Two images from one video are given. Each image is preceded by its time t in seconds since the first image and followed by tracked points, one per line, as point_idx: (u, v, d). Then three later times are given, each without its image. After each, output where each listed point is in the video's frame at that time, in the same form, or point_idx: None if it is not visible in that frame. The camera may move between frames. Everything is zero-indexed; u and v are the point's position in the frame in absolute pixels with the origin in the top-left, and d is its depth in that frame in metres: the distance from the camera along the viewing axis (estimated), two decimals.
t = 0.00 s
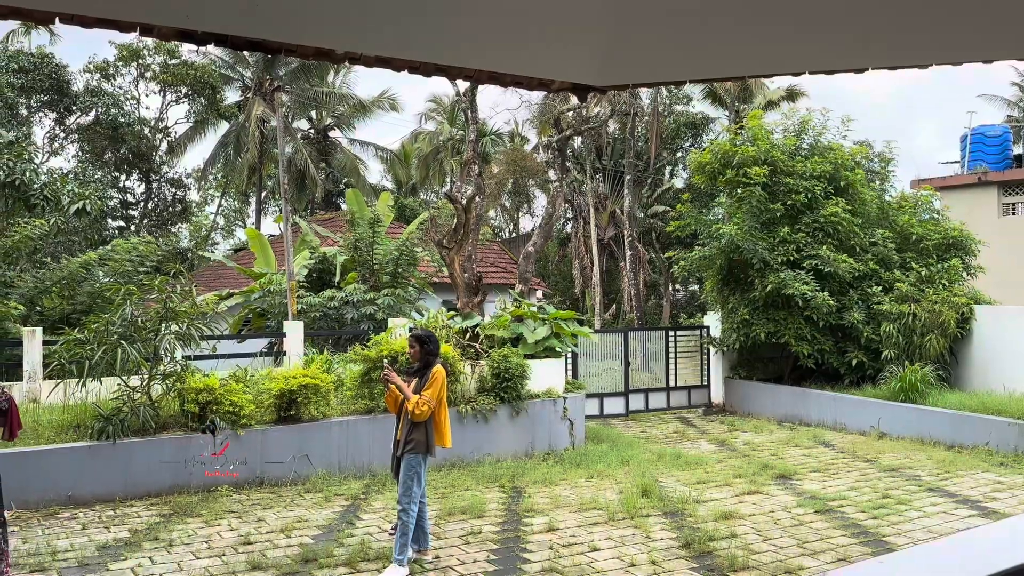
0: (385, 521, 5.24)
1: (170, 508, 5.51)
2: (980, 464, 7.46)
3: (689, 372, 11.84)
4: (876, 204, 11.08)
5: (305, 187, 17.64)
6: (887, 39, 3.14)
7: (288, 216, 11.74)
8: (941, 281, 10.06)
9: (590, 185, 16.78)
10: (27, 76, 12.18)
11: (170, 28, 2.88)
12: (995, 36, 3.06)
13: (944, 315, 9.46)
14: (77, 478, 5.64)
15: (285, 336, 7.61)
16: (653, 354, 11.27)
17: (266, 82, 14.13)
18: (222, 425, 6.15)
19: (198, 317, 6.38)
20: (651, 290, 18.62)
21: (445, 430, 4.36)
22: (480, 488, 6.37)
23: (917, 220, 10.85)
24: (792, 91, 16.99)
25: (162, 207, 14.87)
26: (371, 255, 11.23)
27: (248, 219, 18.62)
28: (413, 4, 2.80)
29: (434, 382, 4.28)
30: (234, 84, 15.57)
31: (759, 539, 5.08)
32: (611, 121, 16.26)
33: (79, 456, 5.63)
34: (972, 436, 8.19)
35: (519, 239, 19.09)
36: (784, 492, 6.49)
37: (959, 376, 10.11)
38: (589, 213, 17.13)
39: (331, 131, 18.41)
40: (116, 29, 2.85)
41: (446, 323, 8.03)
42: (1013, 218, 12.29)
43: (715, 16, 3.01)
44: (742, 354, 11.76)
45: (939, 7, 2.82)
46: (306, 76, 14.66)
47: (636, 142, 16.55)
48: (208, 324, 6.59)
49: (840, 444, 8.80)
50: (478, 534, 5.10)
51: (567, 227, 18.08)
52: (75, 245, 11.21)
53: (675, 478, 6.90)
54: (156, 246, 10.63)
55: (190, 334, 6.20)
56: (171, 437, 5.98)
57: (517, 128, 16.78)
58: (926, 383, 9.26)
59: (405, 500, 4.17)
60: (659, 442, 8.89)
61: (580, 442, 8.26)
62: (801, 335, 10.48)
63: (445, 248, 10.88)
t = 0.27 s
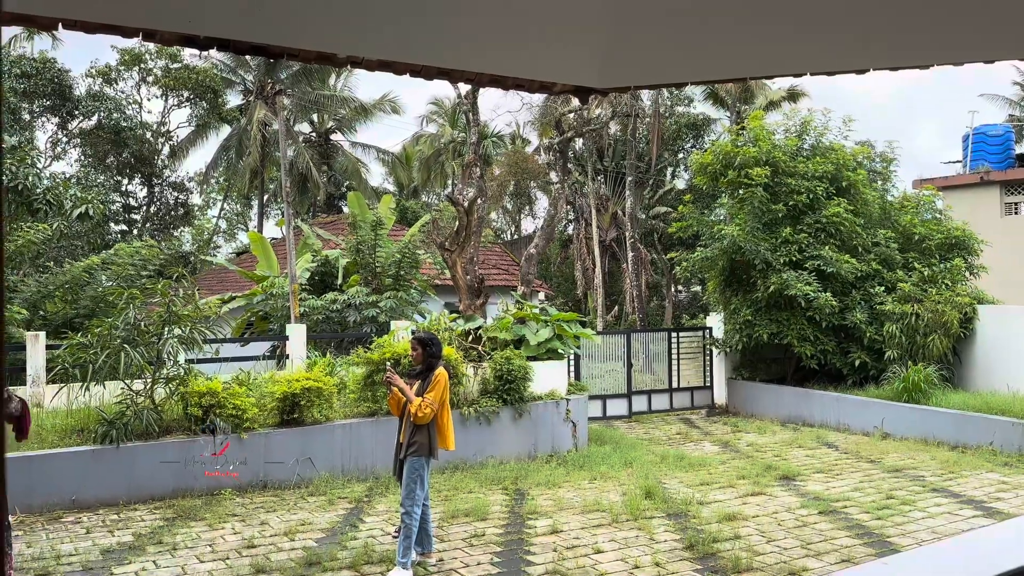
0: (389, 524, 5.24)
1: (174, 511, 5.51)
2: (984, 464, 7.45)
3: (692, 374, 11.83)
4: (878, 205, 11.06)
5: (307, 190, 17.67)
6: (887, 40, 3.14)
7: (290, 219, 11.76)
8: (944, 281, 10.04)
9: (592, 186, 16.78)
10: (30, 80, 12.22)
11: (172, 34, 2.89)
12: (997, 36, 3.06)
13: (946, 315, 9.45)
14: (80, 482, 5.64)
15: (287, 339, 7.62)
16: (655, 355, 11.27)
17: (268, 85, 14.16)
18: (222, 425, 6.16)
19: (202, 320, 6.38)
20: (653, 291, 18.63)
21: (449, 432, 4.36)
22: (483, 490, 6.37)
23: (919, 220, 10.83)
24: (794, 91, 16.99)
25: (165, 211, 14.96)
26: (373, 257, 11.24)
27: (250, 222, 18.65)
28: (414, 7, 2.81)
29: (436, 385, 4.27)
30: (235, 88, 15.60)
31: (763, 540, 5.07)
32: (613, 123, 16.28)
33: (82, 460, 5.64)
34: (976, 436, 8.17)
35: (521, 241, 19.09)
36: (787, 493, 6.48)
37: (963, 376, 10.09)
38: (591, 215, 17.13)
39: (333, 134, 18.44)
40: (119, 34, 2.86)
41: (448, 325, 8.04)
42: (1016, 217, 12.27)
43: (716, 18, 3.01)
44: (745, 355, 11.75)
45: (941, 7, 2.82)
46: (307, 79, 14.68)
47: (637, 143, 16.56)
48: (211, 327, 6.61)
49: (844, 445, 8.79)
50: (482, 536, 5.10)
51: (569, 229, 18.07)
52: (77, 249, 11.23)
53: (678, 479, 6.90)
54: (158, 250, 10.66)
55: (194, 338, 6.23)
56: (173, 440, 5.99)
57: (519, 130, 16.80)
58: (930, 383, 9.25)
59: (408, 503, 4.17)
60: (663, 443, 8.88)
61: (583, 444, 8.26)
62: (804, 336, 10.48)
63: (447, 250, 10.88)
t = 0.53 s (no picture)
0: (391, 528, 5.24)
1: (176, 516, 5.52)
2: (987, 465, 7.43)
3: (693, 375, 11.82)
4: (880, 204, 11.06)
5: (308, 194, 17.68)
6: (886, 40, 3.14)
7: (292, 223, 11.78)
8: (945, 280, 10.02)
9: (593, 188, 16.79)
10: (31, 86, 12.21)
11: (170, 38, 2.89)
12: (995, 36, 3.06)
13: (948, 314, 9.44)
14: (81, 487, 5.64)
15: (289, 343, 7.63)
16: (657, 356, 11.26)
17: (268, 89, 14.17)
18: (221, 425, 6.18)
19: (202, 324, 6.41)
20: (655, 293, 18.63)
21: (449, 435, 4.36)
22: (485, 494, 6.36)
23: (920, 220, 10.82)
24: (794, 92, 17.00)
25: (167, 215, 14.89)
26: (374, 260, 11.24)
27: (251, 226, 18.67)
28: (412, 9, 2.80)
29: (437, 389, 4.26)
30: (235, 92, 15.60)
31: (766, 542, 5.06)
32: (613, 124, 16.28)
33: (84, 465, 5.64)
34: (978, 435, 8.16)
35: (522, 244, 19.10)
36: (790, 494, 6.47)
37: (966, 375, 10.08)
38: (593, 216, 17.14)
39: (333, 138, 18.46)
40: (117, 39, 2.86)
41: (449, 328, 8.03)
42: (1018, 217, 12.26)
43: (714, 18, 3.01)
44: (747, 356, 11.75)
45: (939, 7, 2.81)
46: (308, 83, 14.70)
47: (638, 144, 16.57)
48: (212, 332, 6.61)
49: (846, 446, 8.78)
50: (484, 539, 5.09)
51: (570, 230, 18.08)
52: (78, 254, 11.23)
53: (681, 481, 6.89)
54: (159, 254, 10.65)
55: (194, 342, 6.24)
56: (175, 444, 6.00)
57: (519, 132, 16.81)
58: (932, 383, 9.23)
59: (409, 506, 4.17)
60: (665, 445, 8.87)
61: (584, 446, 8.26)
62: (806, 336, 10.46)
63: (448, 253, 10.86)
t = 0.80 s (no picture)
0: (392, 531, 5.24)
1: (177, 520, 5.51)
2: (990, 465, 7.41)
3: (695, 376, 11.80)
4: (881, 204, 11.05)
5: (309, 197, 17.70)
6: (883, 39, 3.13)
7: (292, 226, 11.81)
8: (947, 280, 10.02)
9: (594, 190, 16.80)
10: (31, 91, 12.24)
11: (165, 42, 2.90)
12: (993, 34, 3.05)
13: (950, 314, 9.44)
14: (82, 491, 5.64)
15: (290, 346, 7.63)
16: (658, 358, 11.26)
17: (269, 93, 14.20)
18: (224, 428, 6.16)
19: (203, 328, 6.41)
20: (656, 294, 18.62)
21: (449, 438, 4.36)
22: (487, 496, 6.35)
23: (922, 219, 10.81)
24: (794, 92, 17.00)
25: (167, 219, 14.98)
26: (375, 263, 11.24)
27: (253, 230, 18.69)
28: (407, 11, 2.80)
29: (438, 393, 4.28)
30: (236, 96, 15.61)
31: (768, 543, 5.05)
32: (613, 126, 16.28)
33: (85, 469, 5.63)
34: (980, 435, 8.15)
35: (523, 246, 19.11)
36: (792, 496, 6.46)
37: (968, 375, 10.06)
38: (594, 218, 17.14)
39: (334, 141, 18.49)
40: (112, 44, 2.87)
41: (450, 330, 8.02)
42: (1019, 216, 12.24)
43: (711, 18, 3.00)
44: (749, 357, 11.75)
45: (936, 5, 2.81)
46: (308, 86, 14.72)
47: (638, 146, 16.58)
48: (212, 335, 6.61)
49: (849, 446, 8.76)
50: (486, 542, 5.09)
51: (571, 232, 18.08)
52: (79, 259, 11.26)
53: (682, 483, 6.88)
54: (160, 258, 10.67)
55: (195, 346, 6.22)
56: (177, 449, 5.99)
57: (519, 135, 16.82)
58: (935, 384, 9.22)
59: (411, 511, 4.17)
60: (667, 447, 8.86)
61: (586, 448, 8.26)
62: (809, 337, 10.44)
63: (449, 256, 10.82)
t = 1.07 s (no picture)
0: (393, 533, 5.23)
1: (178, 523, 5.51)
2: (991, 464, 7.40)
3: (696, 377, 11.80)
4: (881, 203, 11.05)
5: (309, 199, 17.71)
6: (881, 36, 3.13)
7: (293, 229, 11.83)
8: (948, 279, 10.02)
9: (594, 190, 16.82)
10: (31, 94, 12.27)
11: (160, 43, 2.89)
12: (992, 32, 3.05)
13: (951, 313, 9.45)
14: (82, 493, 5.64)
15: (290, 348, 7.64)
16: (659, 358, 11.26)
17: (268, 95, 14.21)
18: (221, 425, 6.17)
19: (203, 331, 6.42)
20: (657, 294, 18.63)
21: (448, 440, 4.36)
22: (488, 498, 6.35)
23: (922, 218, 10.81)
24: (794, 92, 16.99)
25: (168, 222, 15.01)
26: (375, 265, 11.24)
27: (253, 232, 18.71)
28: (402, 10, 2.80)
29: (438, 394, 4.28)
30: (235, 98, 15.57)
31: (769, 544, 5.05)
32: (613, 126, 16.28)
33: (85, 472, 5.64)
34: (982, 435, 8.14)
35: (523, 247, 19.11)
36: (794, 495, 6.45)
37: (970, 374, 10.05)
38: (594, 219, 17.14)
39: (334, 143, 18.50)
40: (107, 45, 2.87)
41: (451, 331, 8.01)
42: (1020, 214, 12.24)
43: (708, 16, 3.00)
44: (750, 357, 11.75)
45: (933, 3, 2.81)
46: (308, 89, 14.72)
47: (638, 146, 16.58)
48: (212, 337, 6.61)
49: (850, 446, 8.76)
50: (486, 543, 5.08)
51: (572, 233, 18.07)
52: (79, 261, 11.26)
53: (683, 483, 6.88)
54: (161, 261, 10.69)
55: (195, 348, 6.23)
56: (176, 451, 5.99)
57: (519, 135, 16.83)
58: (936, 383, 9.21)
59: (411, 512, 4.16)
60: (668, 447, 8.86)
61: (587, 449, 8.26)
62: (810, 337, 10.44)
63: (449, 257, 10.78)
